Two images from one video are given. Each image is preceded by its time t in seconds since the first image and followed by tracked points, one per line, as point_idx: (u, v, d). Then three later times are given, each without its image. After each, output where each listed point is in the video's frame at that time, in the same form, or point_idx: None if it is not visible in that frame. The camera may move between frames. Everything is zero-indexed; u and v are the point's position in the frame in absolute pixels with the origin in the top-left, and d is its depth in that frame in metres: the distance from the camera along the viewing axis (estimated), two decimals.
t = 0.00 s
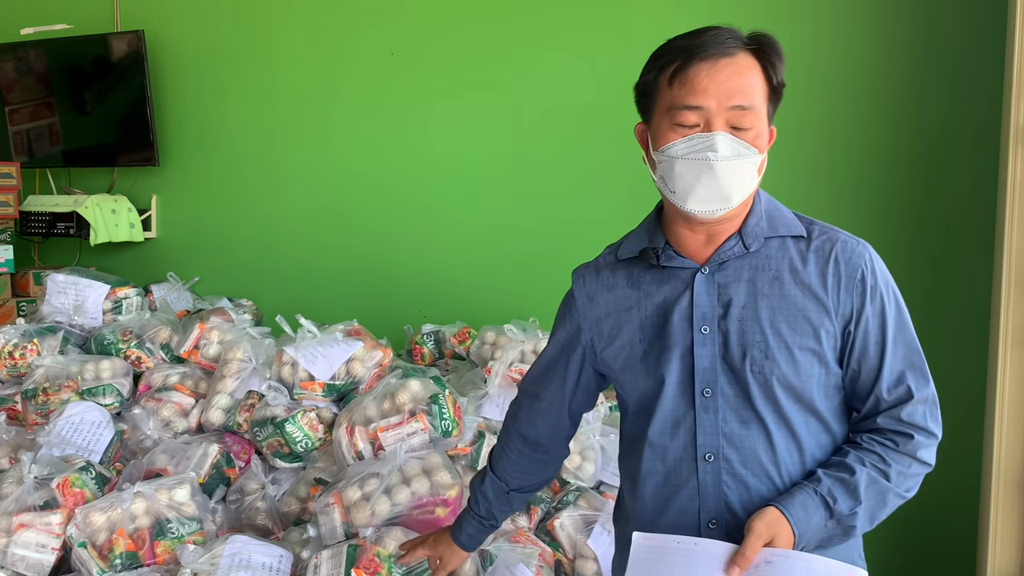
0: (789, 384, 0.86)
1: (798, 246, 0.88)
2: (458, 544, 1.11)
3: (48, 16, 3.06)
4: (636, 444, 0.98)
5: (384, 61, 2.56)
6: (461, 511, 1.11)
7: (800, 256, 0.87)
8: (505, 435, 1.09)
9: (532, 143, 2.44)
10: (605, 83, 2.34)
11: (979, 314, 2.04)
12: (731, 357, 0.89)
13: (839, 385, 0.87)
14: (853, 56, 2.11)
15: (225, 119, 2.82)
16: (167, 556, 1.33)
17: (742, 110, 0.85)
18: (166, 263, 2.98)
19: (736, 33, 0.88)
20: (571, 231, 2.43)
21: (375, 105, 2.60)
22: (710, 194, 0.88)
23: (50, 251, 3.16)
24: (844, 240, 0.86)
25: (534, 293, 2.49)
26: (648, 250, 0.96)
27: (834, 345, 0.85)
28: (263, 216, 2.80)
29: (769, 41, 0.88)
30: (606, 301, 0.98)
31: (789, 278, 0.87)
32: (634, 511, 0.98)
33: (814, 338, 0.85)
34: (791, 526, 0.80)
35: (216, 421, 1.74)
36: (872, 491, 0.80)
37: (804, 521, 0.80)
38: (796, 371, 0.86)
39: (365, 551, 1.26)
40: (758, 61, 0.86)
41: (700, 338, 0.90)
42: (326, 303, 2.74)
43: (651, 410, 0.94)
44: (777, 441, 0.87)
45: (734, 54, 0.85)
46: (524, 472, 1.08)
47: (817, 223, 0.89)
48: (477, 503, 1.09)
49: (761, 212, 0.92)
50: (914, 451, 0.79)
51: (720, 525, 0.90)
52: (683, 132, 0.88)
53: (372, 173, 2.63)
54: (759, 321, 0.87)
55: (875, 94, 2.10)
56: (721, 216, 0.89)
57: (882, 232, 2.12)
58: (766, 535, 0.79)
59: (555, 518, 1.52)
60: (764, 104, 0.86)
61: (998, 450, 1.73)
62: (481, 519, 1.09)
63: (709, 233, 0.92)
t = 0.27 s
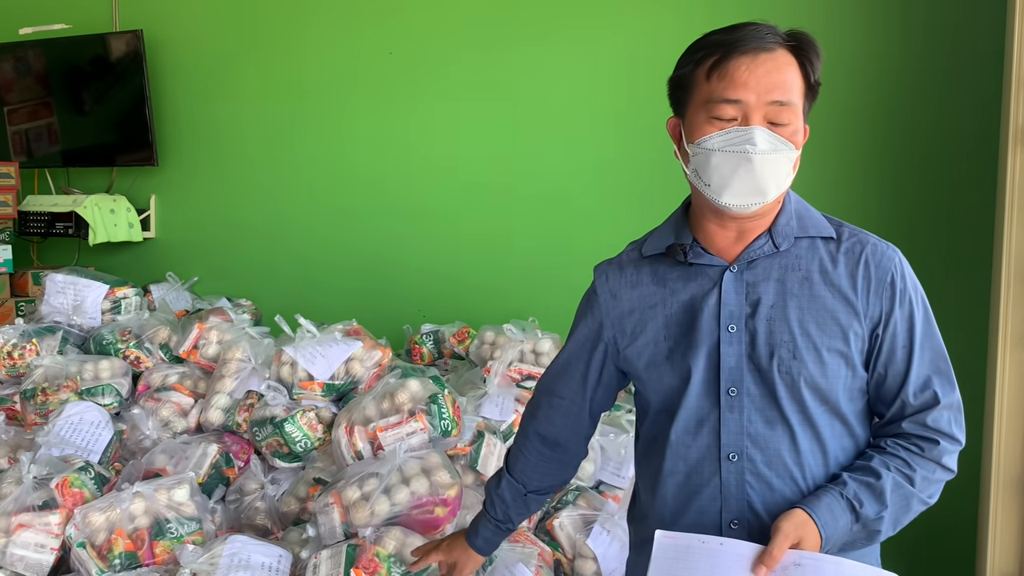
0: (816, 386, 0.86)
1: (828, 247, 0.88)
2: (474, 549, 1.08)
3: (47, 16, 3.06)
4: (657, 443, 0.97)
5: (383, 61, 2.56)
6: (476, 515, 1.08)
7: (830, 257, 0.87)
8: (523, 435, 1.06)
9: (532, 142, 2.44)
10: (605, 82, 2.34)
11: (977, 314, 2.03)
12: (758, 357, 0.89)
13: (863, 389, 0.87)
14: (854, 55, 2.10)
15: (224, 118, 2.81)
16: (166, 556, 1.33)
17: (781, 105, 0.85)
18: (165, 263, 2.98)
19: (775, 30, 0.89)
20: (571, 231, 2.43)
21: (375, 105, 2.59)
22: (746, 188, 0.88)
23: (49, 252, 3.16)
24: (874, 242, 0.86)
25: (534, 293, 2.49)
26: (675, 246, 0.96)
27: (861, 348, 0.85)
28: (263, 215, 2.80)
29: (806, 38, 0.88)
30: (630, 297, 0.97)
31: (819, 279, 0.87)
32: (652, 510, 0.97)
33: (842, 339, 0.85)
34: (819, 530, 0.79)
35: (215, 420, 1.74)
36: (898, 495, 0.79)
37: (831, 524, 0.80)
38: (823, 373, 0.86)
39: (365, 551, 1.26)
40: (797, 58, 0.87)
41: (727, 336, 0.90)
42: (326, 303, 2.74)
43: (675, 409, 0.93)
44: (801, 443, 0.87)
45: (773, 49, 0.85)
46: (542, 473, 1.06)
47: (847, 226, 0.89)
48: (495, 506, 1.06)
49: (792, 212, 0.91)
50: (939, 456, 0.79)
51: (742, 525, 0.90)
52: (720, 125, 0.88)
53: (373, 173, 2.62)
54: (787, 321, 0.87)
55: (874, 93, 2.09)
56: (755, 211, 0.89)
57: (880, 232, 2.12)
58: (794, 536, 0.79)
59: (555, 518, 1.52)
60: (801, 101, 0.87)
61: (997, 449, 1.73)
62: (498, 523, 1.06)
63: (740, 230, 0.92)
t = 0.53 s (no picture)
0: (833, 388, 0.86)
1: (847, 250, 0.88)
2: (487, 550, 1.11)
3: (47, 16, 3.05)
4: (670, 443, 0.97)
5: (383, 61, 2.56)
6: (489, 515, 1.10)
7: (849, 259, 0.87)
8: (535, 433, 1.07)
9: (533, 142, 2.44)
10: (606, 82, 2.34)
11: (977, 313, 2.03)
12: (775, 359, 0.88)
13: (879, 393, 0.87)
14: (854, 55, 2.10)
15: (224, 118, 2.81)
16: (166, 557, 1.33)
17: (805, 106, 0.85)
18: (165, 264, 2.98)
19: (801, 30, 0.89)
20: (571, 231, 2.43)
21: (375, 105, 2.59)
22: (768, 188, 0.88)
23: (48, 252, 3.16)
24: (893, 246, 0.86)
25: (535, 293, 2.49)
26: (693, 245, 0.95)
27: (878, 352, 0.85)
28: (263, 216, 2.79)
29: (832, 38, 0.88)
30: (645, 296, 0.97)
31: (838, 281, 0.87)
32: (663, 511, 0.97)
33: (860, 342, 0.85)
34: (834, 534, 0.80)
35: (215, 421, 1.74)
36: (912, 501, 0.80)
37: (847, 529, 0.80)
38: (840, 376, 0.85)
39: (365, 551, 1.27)
40: (823, 59, 0.87)
41: (744, 337, 0.90)
42: (326, 303, 2.74)
43: (689, 409, 0.93)
44: (816, 445, 0.87)
45: (800, 50, 0.85)
46: (555, 473, 1.07)
47: (866, 228, 0.89)
48: (508, 507, 1.08)
49: (811, 213, 0.91)
50: (954, 462, 0.80)
51: (754, 527, 0.89)
52: (743, 124, 0.88)
53: (374, 173, 2.62)
54: (805, 322, 0.87)
55: (874, 93, 2.09)
56: (777, 211, 0.89)
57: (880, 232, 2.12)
58: (810, 541, 0.79)
59: (555, 518, 1.52)
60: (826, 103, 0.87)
61: (997, 448, 1.73)
62: (511, 524, 1.08)
63: (759, 231, 0.92)
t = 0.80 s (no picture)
0: (840, 391, 0.86)
1: (855, 251, 0.88)
2: (494, 550, 1.11)
3: (47, 17, 3.06)
4: (676, 444, 0.97)
5: (383, 61, 2.56)
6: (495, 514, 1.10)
7: (857, 261, 0.87)
8: (542, 433, 1.07)
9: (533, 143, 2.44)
10: (606, 82, 2.34)
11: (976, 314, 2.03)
12: (781, 360, 0.89)
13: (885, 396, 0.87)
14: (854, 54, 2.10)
15: (224, 119, 2.81)
16: (167, 558, 1.33)
17: (815, 105, 0.85)
18: (165, 264, 2.98)
19: (812, 29, 0.89)
20: (571, 231, 2.43)
21: (374, 106, 2.59)
22: (777, 187, 0.88)
23: (49, 253, 3.16)
24: (902, 247, 0.86)
25: (534, 293, 2.49)
26: (700, 245, 0.95)
27: (885, 354, 0.85)
28: (263, 216, 2.80)
29: (843, 38, 0.88)
30: (651, 296, 0.97)
31: (845, 283, 0.87)
32: (668, 512, 0.97)
33: (867, 345, 0.85)
34: (839, 538, 0.80)
35: (216, 422, 1.74)
36: (919, 505, 0.80)
37: (852, 532, 0.80)
38: (847, 378, 0.86)
39: (365, 552, 1.27)
40: (832, 58, 0.87)
41: (750, 338, 0.90)
42: (326, 303, 2.74)
43: (695, 410, 0.93)
44: (823, 448, 0.87)
45: (810, 48, 0.85)
46: (561, 473, 1.07)
47: (874, 230, 0.89)
48: (514, 507, 1.08)
49: (819, 214, 0.91)
50: (962, 466, 0.80)
51: (759, 529, 0.89)
52: (752, 122, 0.88)
53: (374, 173, 2.62)
54: (812, 324, 0.87)
55: (873, 93, 2.09)
56: (785, 211, 0.89)
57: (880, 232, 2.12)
58: (814, 544, 0.79)
59: (555, 518, 1.52)
60: (836, 102, 0.87)
61: (997, 448, 1.73)
62: (518, 524, 1.08)
63: (766, 231, 0.92)
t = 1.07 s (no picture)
0: (845, 391, 0.86)
1: (862, 250, 0.88)
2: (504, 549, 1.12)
3: (47, 17, 3.06)
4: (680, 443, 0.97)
5: (383, 61, 2.56)
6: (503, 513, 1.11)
7: (864, 260, 0.87)
8: (549, 432, 1.09)
9: (534, 143, 2.44)
10: (606, 82, 2.34)
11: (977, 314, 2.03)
12: (786, 360, 0.89)
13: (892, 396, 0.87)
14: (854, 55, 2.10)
15: (224, 119, 2.81)
16: (168, 558, 1.33)
17: (820, 104, 0.85)
18: (166, 264, 2.98)
19: (816, 28, 0.89)
20: (572, 231, 2.43)
21: (375, 106, 2.59)
22: (782, 186, 0.88)
23: (50, 253, 3.16)
24: (910, 246, 0.86)
25: (535, 292, 2.49)
26: (706, 244, 0.96)
27: (892, 354, 0.85)
28: (264, 216, 2.80)
29: (849, 37, 0.88)
30: (657, 295, 0.97)
31: (852, 282, 0.87)
32: (672, 511, 0.98)
33: (873, 344, 0.85)
34: (843, 539, 0.80)
35: (217, 422, 1.74)
36: (925, 506, 0.80)
37: (855, 533, 0.80)
38: (853, 378, 0.85)
39: (366, 552, 1.27)
40: (838, 57, 0.87)
41: (755, 338, 0.90)
42: (326, 303, 2.74)
43: (699, 410, 0.94)
44: (827, 448, 0.87)
45: (814, 47, 0.85)
46: (569, 472, 1.08)
47: (882, 229, 0.89)
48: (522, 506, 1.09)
49: (826, 214, 0.92)
50: (969, 468, 0.80)
51: (762, 530, 0.89)
52: (757, 121, 0.88)
53: (375, 173, 2.62)
54: (817, 323, 0.87)
55: (873, 94, 2.09)
56: (790, 210, 0.88)
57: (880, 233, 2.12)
58: (816, 545, 0.79)
59: (556, 518, 1.52)
60: (841, 101, 0.87)
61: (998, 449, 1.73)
62: (525, 522, 1.09)
63: (772, 232, 0.91)
